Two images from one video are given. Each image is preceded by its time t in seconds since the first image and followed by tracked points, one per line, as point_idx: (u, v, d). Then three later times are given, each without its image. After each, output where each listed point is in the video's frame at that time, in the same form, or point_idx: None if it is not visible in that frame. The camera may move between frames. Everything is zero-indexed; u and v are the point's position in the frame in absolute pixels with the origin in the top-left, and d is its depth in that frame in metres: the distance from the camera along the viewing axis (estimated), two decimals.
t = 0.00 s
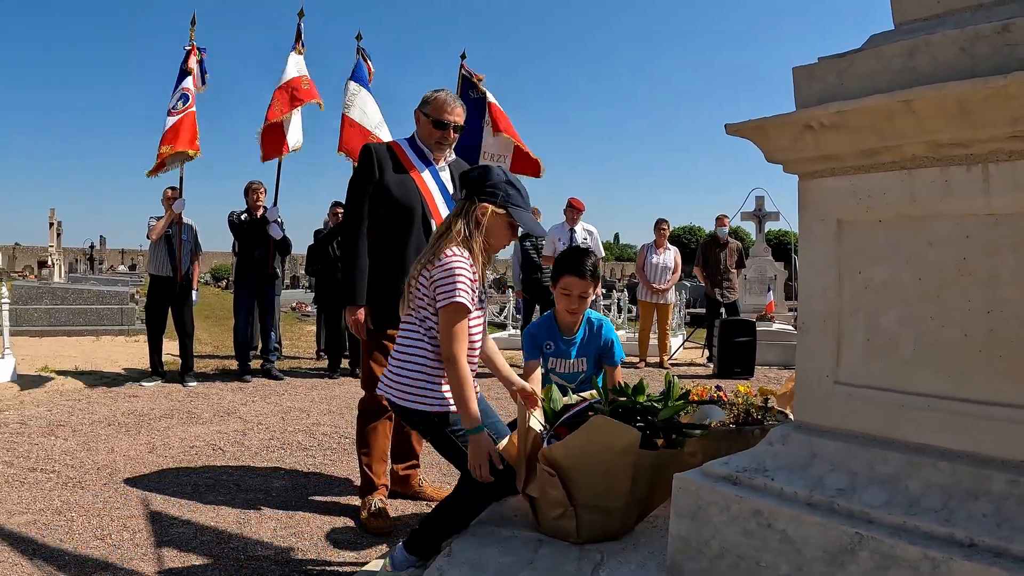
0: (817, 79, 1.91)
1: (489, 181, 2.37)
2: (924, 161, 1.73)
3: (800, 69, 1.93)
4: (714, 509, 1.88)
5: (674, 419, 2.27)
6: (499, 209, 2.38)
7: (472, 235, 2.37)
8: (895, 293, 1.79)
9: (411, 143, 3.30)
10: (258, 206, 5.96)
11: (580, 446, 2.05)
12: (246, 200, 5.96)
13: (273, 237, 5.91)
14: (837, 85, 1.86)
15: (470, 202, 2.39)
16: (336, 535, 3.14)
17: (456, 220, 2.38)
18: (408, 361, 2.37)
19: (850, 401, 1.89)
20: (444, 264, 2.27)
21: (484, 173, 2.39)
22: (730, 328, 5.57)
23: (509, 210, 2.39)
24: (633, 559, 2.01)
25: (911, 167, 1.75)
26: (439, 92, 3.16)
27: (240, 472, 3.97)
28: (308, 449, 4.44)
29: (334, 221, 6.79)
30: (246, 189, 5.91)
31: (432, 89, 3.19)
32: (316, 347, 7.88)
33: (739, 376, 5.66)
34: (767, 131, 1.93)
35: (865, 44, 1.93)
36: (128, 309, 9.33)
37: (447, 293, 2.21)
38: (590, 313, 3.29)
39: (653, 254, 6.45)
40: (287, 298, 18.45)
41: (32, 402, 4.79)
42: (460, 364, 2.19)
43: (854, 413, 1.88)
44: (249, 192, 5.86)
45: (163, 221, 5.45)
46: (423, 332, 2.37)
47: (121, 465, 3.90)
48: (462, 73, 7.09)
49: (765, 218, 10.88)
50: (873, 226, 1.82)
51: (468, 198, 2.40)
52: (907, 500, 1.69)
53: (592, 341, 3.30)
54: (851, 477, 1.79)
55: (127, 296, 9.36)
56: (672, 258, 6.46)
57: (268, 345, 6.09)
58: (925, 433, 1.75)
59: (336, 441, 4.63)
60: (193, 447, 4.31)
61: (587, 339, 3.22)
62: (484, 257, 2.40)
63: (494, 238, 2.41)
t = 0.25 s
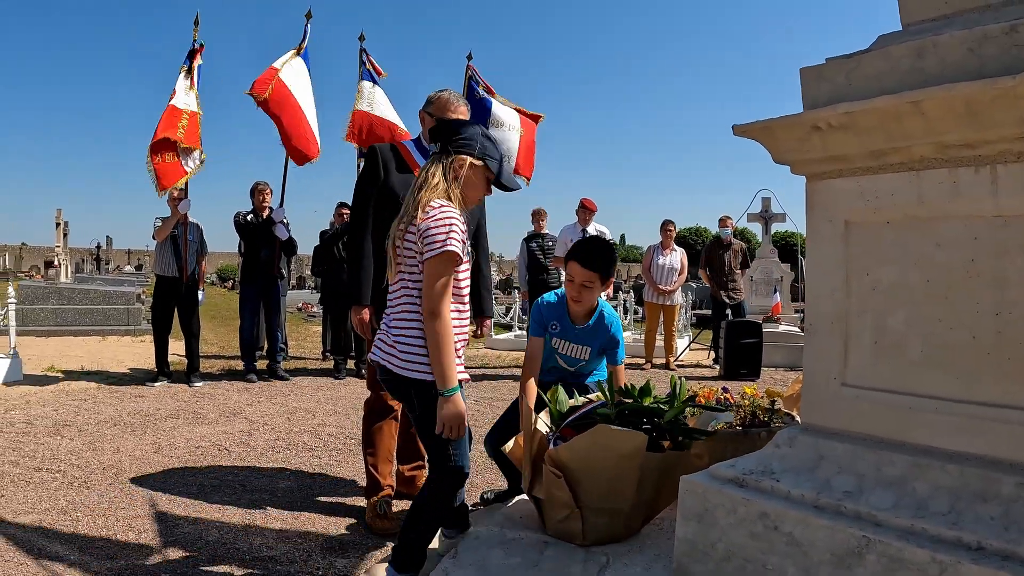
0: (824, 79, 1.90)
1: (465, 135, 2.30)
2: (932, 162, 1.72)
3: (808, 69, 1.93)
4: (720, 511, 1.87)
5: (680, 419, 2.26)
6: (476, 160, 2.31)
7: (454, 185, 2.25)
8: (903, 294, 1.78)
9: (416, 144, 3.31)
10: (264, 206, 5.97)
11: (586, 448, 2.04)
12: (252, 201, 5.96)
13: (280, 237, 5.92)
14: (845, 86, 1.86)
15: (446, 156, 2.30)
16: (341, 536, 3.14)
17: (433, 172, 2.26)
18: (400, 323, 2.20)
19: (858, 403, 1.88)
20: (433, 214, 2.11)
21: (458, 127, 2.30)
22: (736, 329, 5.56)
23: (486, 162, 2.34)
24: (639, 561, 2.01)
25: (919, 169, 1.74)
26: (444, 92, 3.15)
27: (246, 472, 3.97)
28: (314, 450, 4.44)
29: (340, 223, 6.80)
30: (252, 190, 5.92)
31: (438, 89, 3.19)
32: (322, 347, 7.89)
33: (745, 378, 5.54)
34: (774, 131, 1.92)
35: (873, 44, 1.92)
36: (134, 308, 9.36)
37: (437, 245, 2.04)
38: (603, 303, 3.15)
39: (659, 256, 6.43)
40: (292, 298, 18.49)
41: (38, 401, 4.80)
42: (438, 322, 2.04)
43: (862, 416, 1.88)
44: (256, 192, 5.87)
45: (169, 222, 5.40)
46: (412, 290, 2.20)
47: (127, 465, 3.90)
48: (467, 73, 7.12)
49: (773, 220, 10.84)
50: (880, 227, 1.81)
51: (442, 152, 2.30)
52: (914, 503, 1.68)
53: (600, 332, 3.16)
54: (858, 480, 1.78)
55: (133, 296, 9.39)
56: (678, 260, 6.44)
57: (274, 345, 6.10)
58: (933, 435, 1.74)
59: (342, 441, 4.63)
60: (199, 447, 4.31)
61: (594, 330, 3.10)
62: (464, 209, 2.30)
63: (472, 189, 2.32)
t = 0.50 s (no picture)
0: (836, 83, 1.88)
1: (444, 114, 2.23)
2: (946, 167, 1.70)
3: (819, 73, 1.91)
4: (730, 518, 1.86)
5: (690, 427, 2.25)
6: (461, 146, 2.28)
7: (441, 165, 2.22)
8: (916, 300, 1.76)
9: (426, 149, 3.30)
10: (271, 208, 5.97)
11: (597, 453, 2.03)
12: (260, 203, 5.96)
13: (287, 239, 5.93)
14: (857, 90, 1.84)
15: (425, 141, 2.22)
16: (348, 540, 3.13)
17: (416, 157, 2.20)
18: (401, 302, 2.14)
19: (870, 409, 1.87)
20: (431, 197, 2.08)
21: (434, 109, 2.24)
22: (743, 331, 5.53)
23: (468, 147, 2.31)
24: (649, 567, 1.99)
25: (932, 174, 1.72)
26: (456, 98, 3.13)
27: (254, 475, 3.97)
28: (321, 452, 4.44)
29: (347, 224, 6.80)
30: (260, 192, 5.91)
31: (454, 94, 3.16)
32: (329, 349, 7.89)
33: (752, 380, 5.54)
34: (785, 135, 1.91)
35: (884, 49, 1.91)
36: (141, 309, 9.38)
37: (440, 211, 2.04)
38: (612, 283, 3.15)
39: (667, 258, 6.40)
40: (299, 299, 18.51)
41: (45, 401, 4.79)
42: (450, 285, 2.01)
43: (874, 423, 1.86)
44: (263, 194, 5.87)
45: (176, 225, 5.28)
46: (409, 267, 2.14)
47: (134, 467, 3.89)
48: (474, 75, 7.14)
49: (780, 221, 10.80)
50: (892, 232, 1.80)
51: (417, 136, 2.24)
52: (926, 513, 1.66)
53: (608, 311, 3.16)
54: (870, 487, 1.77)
55: (140, 297, 9.41)
56: (686, 262, 6.41)
57: (281, 347, 6.10)
58: (946, 443, 1.73)
59: (349, 444, 4.62)
60: (207, 449, 4.31)
61: (602, 308, 3.09)
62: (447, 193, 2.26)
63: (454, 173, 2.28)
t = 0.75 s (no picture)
0: (849, 87, 1.87)
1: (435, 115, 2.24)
2: (960, 172, 1.69)
3: (832, 76, 1.90)
4: (742, 524, 1.85)
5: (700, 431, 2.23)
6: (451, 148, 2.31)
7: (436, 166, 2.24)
8: (929, 305, 1.75)
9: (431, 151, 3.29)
10: (278, 209, 5.96)
11: (607, 455, 2.02)
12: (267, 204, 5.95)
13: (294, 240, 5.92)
14: (870, 94, 1.83)
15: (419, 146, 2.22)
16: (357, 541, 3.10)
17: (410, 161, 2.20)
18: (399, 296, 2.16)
19: (882, 415, 1.85)
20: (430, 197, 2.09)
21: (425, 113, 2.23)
22: (751, 333, 5.51)
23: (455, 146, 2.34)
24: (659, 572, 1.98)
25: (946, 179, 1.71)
26: (459, 98, 3.15)
27: (261, 477, 3.95)
28: (329, 455, 4.42)
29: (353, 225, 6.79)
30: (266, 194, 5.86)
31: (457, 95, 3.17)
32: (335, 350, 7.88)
33: (760, 382, 5.51)
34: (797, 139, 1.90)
35: (897, 52, 1.89)
36: (147, 310, 9.38)
37: (438, 202, 2.07)
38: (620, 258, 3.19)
39: (675, 259, 6.38)
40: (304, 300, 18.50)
41: (52, 400, 4.80)
42: (444, 269, 2.04)
43: (887, 429, 1.85)
44: (270, 195, 5.86)
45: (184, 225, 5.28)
46: (403, 260, 2.16)
47: (141, 469, 3.84)
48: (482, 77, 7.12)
49: (787, 222, 10.75)
50: (905, 237, 1.78)
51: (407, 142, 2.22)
52: (940, 519, 1.65)
53: (615, 284, 3.17)
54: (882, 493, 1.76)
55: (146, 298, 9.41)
56: (694, 264, 6.38)
57: (288, 348, 6.10)
58: (959, 449, 1.71)
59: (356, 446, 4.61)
60: (214, 451, 4.29)
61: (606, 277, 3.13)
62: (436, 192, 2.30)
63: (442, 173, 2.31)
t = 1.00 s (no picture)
0: (863, 91, 1.85)
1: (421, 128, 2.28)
2: (976, 177, 1.67)
3: (846, 79, 1.88)
4: (755, 531, 1.83)
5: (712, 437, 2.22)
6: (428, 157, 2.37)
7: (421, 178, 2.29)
8: (945, 311, 1.73)
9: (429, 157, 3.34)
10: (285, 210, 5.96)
11: (619, 461, 2.01)
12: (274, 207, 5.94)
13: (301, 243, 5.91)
14: (886, 98, 1.81)
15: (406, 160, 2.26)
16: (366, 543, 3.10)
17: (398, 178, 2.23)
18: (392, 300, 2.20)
19: (896, 422, 1.84)
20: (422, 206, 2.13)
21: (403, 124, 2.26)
22: (759, 335, 5.48)
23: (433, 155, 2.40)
24: None
25: (962, 184, 1.70)
26: (454, 101, 3.23)
27: (269, 480, 3.94)
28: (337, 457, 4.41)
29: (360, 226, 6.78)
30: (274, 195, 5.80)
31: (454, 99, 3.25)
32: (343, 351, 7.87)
33: (768, 385, 5.48)
34: (812, 143, 1.89)
35: (912, 55, 1.87)
36: (154, 311, 9.40)
37: (428, 205, 2.12)
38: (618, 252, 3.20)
39: (683, 261, 6.35)
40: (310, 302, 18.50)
41: (60, 401, 4.81)
42: (437, 267, 2.10)
43: (901, 435, 1.83)
44: (277, 197, 5.86)
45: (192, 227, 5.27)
46: (395, 264, 2.19)
47: (149, 471, 3.84)
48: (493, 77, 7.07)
49: (796, 223, 10.70)
50: (920, 242, 1.77)
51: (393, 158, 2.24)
52: (956, 527, 1.64)
53: (609, 274, 3.18)
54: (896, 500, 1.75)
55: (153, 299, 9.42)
56: (702, 266, 6.35)
57: (295, 349, 6.09)
58: (974, 456, 1.70)
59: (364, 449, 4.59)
60: (221, 453, 4.28)
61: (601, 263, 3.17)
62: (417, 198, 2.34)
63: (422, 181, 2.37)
